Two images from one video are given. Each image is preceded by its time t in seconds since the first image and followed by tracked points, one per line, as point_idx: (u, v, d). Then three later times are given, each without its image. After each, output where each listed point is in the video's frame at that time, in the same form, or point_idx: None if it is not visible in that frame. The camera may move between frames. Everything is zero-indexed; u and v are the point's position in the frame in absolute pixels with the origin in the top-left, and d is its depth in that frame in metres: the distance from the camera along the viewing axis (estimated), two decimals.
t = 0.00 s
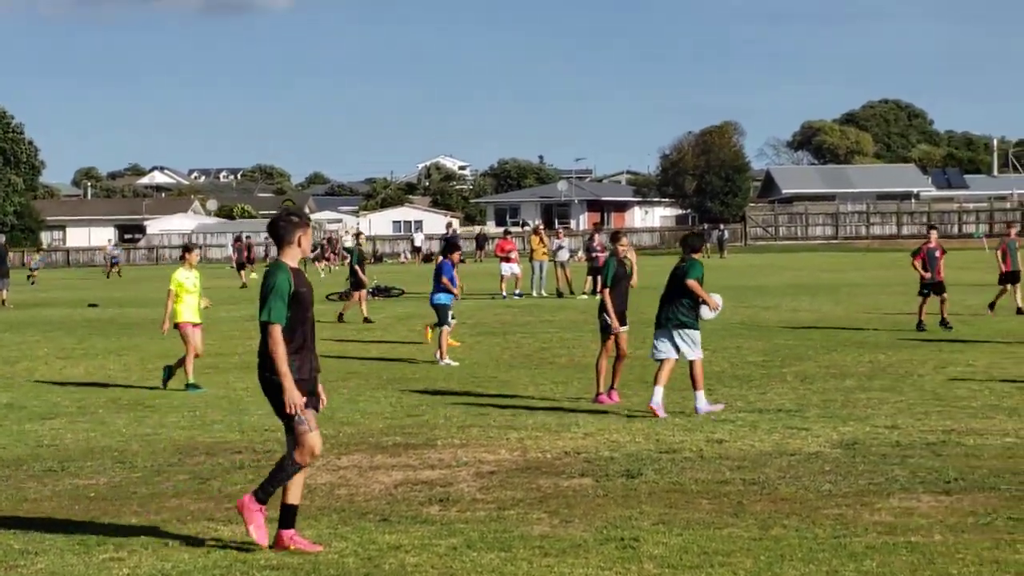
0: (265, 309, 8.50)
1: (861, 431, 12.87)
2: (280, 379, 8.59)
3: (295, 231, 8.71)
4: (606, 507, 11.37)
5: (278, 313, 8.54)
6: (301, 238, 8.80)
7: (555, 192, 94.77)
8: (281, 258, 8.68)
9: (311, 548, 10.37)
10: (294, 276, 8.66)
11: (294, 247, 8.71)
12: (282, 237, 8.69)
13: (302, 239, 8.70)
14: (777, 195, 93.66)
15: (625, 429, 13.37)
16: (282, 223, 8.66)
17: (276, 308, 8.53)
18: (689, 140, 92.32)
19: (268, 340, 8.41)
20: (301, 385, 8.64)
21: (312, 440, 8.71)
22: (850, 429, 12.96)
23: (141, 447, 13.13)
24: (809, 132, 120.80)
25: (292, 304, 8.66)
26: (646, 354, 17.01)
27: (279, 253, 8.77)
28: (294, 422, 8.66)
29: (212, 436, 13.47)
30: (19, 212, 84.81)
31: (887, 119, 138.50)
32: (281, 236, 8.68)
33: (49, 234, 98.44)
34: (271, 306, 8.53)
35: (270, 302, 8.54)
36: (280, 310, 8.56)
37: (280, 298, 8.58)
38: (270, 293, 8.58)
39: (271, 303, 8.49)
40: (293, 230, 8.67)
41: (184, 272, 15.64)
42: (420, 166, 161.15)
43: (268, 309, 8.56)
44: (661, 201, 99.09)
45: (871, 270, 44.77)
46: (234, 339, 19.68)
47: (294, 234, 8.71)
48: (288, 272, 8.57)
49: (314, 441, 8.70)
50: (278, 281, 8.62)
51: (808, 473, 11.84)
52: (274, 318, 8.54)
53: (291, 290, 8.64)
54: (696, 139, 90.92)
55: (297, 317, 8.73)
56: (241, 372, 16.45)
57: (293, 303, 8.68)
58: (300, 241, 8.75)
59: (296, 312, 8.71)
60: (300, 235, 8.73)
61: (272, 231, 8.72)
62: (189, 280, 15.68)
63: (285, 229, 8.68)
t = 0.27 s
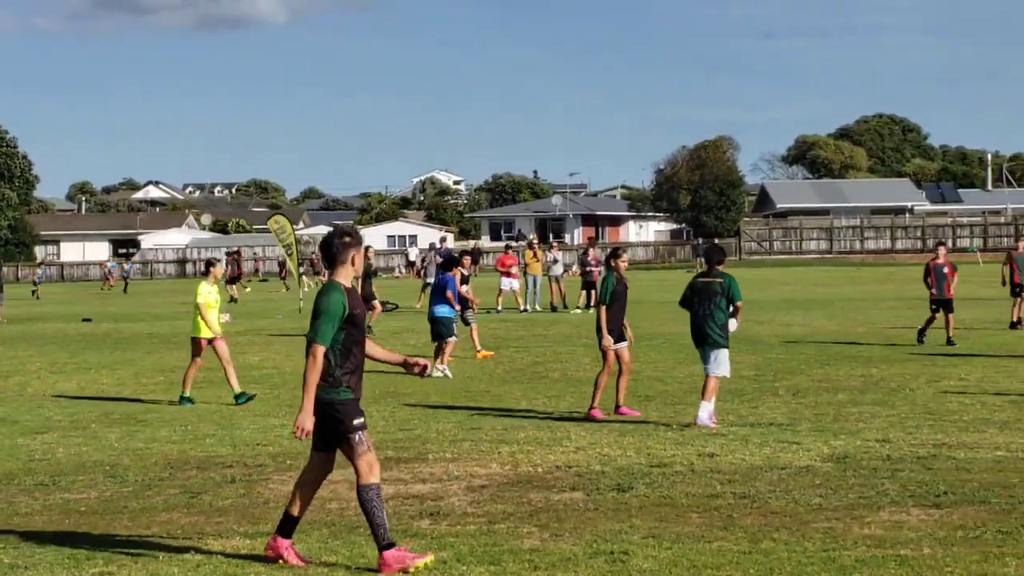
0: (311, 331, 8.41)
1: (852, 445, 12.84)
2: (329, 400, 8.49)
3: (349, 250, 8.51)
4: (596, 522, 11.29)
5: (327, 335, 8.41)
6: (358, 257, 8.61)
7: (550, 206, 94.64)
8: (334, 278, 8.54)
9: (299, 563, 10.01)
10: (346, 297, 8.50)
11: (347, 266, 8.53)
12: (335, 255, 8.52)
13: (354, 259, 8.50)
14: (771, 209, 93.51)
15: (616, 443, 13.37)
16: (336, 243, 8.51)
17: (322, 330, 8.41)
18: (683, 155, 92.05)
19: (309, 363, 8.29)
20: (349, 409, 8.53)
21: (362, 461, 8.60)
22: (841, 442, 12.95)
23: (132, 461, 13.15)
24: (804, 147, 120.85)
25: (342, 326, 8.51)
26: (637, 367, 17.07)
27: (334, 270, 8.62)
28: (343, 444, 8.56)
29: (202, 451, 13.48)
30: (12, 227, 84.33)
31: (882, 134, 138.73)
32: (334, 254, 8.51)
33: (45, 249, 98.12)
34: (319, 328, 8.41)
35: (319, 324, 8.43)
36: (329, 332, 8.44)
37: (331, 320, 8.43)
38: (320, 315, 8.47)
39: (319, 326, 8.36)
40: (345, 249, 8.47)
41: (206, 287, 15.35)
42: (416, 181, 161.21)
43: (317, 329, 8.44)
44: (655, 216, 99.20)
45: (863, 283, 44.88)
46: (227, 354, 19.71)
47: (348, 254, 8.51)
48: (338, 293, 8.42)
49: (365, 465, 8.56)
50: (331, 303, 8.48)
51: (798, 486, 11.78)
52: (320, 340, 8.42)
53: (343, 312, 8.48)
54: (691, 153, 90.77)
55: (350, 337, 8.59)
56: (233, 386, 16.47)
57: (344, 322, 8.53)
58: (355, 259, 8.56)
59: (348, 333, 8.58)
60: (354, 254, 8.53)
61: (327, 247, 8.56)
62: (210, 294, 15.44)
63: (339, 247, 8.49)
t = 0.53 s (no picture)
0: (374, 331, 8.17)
1: (845, 448, 12.86)
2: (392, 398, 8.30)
3: (398, 244, 8.35)
4: (588, 525, 11.27)
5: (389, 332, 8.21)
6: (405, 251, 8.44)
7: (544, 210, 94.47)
8: (385, 274, 8.33)
9: (292, 566, 10.07)
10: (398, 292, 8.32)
11: (397, 260, 8.35)
12: (385, 250, 8.35)
13: (405, 252, 8.34)
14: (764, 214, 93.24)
15: (610, 446, 13.38)
16: (386, 237, 8.33)
17: (385, 327, 8.19)
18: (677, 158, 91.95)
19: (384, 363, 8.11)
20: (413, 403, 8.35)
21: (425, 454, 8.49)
22: (835, 446, 12.95)
23: (125, 464, 13.14)
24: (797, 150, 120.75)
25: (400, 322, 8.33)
26: (631, 371, 17.10)
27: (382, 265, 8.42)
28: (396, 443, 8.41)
29: (196, 454, 13.48)
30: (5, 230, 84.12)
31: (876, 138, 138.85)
32: (384, 250, 8.33)
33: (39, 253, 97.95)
34: (380, 324, 8.19)
35: (379, 321, 8.19)
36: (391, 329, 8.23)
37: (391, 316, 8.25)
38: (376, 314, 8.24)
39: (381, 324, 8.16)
40: (396, 243, 8.29)
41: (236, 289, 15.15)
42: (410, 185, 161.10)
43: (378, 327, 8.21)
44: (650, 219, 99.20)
45: (857, 288, 44.91)
46: (221, 357, 19.70)
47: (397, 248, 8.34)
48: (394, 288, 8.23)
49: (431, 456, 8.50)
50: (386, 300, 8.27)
51: (791, 490, 11.78)
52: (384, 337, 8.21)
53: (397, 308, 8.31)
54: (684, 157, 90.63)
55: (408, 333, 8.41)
56: (227, 390, 16.46)
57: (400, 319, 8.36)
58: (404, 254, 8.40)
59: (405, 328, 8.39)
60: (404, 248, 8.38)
61: (374, 244, 8.36)
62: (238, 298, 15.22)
63: (389, 242, 8.33)
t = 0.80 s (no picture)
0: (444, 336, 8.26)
1: (840, 450, 12.89)
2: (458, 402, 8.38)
3: (457, 251, 8.58)
4: (585, 527, 11.27)
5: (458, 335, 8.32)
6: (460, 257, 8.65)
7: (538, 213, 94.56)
8: (444, 280, 8.48)
9: (290, 569, 10.10)
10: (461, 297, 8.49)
11: (456, 266, 8.56)
12: (445, 255, 8.54)
13: (464, 256, 8.55)
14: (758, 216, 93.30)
15: (606, 448, 13.40)
16: (446, 244, 8.55)
17: (453, 332, 8.30)
18: (672, 161, 92.52)
19: (464, 364, 8.20)
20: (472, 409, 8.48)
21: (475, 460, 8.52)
22: (830, 447, 13.00)
23: (121, 467, 13.11)
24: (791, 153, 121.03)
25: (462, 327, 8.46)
26: (627, 373, 17.13)
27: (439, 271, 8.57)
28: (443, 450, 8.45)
29: (192, 456, 13.47)
30: None
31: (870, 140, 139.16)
32: (442, 256, 8.52)
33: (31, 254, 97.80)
34: (450, 328, 8.30)
35: (447, 328, 8.30)
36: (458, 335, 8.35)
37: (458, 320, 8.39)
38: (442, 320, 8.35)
39: (451, 327, 8.27)
40: (457, 248, 8.53)
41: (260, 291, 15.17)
42: (403, 187, 160.99)
43: (447, 329, 8.32)
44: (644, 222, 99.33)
45: (853, 291, 45.05)
46: (216, 359, 19.69)
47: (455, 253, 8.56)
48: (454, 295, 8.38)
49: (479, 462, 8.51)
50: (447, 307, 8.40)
51: (787, 491, 11.81)
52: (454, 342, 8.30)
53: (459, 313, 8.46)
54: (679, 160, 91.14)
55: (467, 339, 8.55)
56: (221, 392, 16.44)
57: (461, 325, 8.50)
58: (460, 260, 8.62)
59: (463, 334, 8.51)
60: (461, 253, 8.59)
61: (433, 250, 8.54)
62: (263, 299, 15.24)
63: (451, 247, 8.54)
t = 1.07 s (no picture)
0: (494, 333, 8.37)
1: (837, 450, 12.94)
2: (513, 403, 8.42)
3: (510, 248, 8.66)
4: (584, 526, 11.29)
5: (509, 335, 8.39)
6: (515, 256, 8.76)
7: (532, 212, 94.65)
8: (498, 276, 8.59)
9: (289, 569, 10.13)
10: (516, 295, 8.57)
11: (509, 264, 8.65)
12: (498, 253, 8.65)
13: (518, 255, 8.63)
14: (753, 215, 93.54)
15: (603, 448, 13.43)
16: (499, 243, 8.66)
17: (504, 330, 8.38)
18: (667, 160, 92.86)
19: (506, 365, 8.27)
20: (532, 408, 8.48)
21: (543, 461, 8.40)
22: (827, 447, 13.05)
23: (118, 466, 13.09)
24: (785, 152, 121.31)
25: (518, 325, 8.52)
26: (623, 373, 17.22)
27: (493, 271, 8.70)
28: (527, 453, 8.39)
29: (188, 456, 13.44)
30: None
31: (865, 140, 139.49)
32: (496, 253, 8.66)
33: (24, 253, 97.60)
34: (502, 327, 8.38)
35: (500, 324, 8.39)
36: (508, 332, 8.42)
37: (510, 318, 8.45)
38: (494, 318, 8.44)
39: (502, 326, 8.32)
40: (509, 246, 8.61)
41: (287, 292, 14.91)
42: (397, 186, 160.86)
43: (497, 329, 8.42)
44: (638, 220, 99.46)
45: (849, 290, 45.17)
46: (212, 358, 19.68)
47: (509, 251, 8.66)
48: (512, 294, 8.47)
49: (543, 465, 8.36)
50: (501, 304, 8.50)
51: (784, 492, 11.85)
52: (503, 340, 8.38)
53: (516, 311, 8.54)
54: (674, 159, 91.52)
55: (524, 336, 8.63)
56: (217, 391, 16.41)
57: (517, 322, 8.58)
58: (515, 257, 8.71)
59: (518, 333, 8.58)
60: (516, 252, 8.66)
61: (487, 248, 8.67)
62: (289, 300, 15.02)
63: (503, 246, 8.64)
